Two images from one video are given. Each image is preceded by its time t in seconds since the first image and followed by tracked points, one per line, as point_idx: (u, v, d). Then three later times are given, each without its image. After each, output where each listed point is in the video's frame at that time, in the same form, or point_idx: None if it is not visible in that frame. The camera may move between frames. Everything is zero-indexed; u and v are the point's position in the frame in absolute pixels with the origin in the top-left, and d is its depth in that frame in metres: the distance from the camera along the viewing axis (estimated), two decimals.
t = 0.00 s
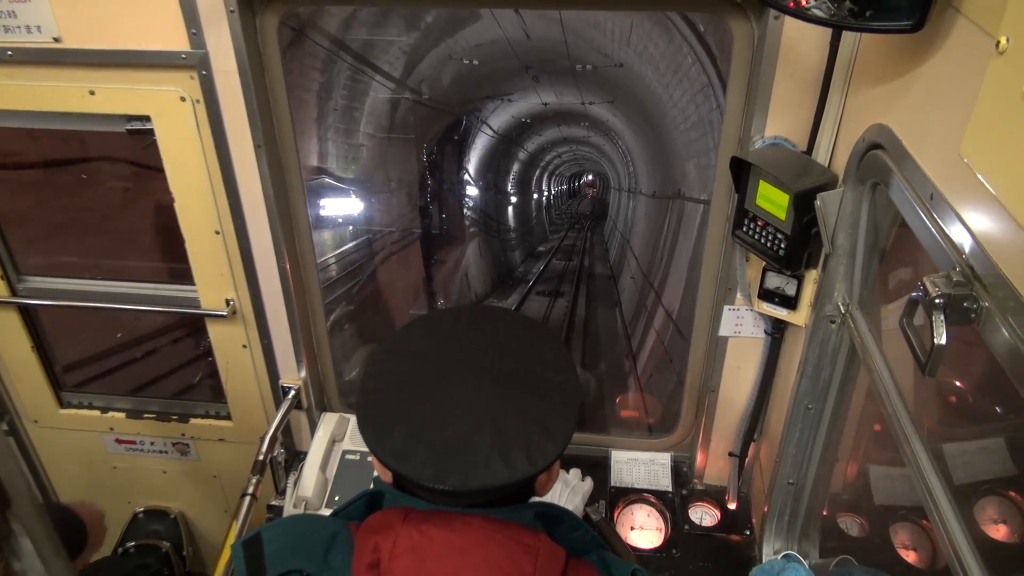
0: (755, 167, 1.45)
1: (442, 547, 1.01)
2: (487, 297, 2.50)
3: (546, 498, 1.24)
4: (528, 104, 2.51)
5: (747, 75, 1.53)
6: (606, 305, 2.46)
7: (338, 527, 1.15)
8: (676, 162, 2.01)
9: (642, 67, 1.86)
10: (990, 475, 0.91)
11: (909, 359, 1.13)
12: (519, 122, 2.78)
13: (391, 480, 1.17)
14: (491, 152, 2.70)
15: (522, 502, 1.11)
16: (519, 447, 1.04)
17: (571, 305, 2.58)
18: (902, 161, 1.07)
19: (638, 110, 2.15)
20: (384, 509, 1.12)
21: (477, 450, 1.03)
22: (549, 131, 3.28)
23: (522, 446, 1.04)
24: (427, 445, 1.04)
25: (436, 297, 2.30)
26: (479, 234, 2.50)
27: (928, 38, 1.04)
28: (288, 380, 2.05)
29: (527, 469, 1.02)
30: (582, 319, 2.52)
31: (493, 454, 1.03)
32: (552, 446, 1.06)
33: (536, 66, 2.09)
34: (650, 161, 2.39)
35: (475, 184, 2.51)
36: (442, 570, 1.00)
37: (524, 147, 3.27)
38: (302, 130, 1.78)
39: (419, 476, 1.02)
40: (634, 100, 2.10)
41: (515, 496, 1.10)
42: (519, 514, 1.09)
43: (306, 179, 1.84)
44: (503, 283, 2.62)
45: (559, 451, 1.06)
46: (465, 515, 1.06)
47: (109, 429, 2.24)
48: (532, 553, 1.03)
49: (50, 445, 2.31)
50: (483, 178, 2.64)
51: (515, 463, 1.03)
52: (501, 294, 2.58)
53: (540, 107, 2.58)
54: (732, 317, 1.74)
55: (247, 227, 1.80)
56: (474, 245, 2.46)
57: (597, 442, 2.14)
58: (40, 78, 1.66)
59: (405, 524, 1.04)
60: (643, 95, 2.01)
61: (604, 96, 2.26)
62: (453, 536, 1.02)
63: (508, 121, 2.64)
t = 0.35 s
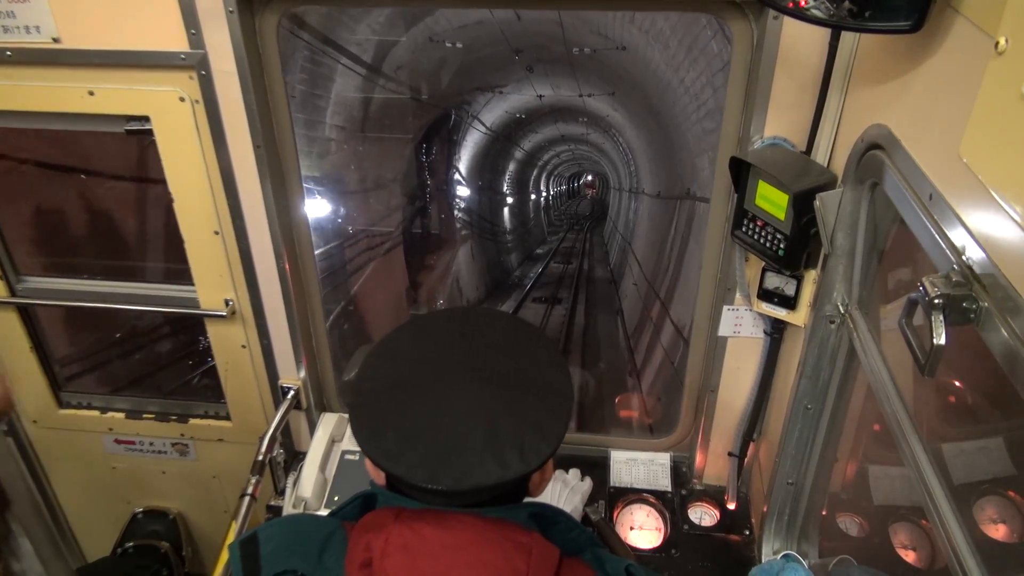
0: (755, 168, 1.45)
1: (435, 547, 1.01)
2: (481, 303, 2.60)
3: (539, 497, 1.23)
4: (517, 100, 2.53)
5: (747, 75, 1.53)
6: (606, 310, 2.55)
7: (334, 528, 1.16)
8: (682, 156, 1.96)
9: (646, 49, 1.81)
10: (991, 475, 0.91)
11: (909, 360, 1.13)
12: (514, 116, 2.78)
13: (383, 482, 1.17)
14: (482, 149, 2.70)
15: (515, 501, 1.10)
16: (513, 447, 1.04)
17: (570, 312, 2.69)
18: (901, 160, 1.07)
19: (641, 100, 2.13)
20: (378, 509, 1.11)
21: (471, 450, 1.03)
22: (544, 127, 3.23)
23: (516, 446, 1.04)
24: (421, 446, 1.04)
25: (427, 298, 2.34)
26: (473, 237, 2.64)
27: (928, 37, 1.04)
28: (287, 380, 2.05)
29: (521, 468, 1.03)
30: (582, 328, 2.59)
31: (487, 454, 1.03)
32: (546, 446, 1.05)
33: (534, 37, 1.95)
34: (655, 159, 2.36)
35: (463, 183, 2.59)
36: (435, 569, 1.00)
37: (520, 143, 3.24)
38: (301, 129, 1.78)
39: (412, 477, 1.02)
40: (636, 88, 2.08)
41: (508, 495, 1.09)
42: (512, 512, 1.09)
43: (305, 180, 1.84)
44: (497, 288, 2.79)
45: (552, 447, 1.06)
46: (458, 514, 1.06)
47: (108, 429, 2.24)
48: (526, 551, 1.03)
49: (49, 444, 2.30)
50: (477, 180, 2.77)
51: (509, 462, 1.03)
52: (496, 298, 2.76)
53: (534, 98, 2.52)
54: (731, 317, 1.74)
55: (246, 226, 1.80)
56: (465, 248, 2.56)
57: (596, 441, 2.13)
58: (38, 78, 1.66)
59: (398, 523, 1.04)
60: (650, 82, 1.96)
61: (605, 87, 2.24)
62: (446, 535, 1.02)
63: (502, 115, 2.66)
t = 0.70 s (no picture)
0: (750, 168, 1.46)
1: (429, 547, 1.02)
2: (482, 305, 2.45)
3: (534, 499, 1.25)
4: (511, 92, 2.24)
5: (742, 75, 1.53)
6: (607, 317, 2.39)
7: (327, 530, 1.16)
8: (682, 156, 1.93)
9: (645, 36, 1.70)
10: (986, 473, 0.91)
11: (904, 360, 1.14)
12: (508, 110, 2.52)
13: (380, 481, 1.16)
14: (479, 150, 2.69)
15: (511, 503, 1.10)
16: (506, 448, 1.04)
17: (568, 321, 2.50)
18: (895, 160, 1.07)
19: (649, 91, 1.87)
20: (373, 509, 1.11)
21: (464, 451, 1.03)
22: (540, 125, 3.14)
23: (509, 447, 1.04)
24: (413, 447, 1.04)
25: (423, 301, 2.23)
26: (467, 240, 2.33)
27: (920, 37, 1.04)
28: (285, 381, 2.06)
29: (512, 469, 1.02)
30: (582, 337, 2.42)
31: (479, 454, 1.03)
32: (539, 447, 1.06)
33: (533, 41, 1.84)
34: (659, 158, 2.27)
35: (459, 183, 2.30)
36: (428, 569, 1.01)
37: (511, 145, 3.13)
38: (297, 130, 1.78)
39: (406, 476, 1.02)
40: (641, 76, 1.83)
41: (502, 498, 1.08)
42: (504, 514, 1.08)
43: (302, 182, 1.84)
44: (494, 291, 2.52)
45: (546, 450, 1.06)
46: (451, 516, 1.06)
47: (107, 431, 2.24)
48: (519, 553, 1.04)
49: (48, 446, 2.31)
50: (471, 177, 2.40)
51: (501, 462, 1.03)
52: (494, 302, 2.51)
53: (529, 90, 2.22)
54: (728, 316, 1.75)
55: (244, 228, 1.81)
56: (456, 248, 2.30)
57: (595, 441, 2.15)
58: (36, 81, 1.66)
59: (393, 525, 1.05)
60: (658, 68, 1.74)
61: (604, 76, 1.96)
62: (439, 536, 1.03)
63: (495, 110, 2.38)
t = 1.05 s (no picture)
0: (751, 167, 1.46)
1: (420, 548, 1.02)
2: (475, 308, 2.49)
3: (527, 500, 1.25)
4: (503, 86, 2.38)
5: (744, 75, 1.53)
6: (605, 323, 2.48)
7: (319, 532, 1.16)
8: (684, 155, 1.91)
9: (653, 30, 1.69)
10: (989, 473, 0.91)
11: (905, 360, 1.13)
12: (500, 105, 2.63)
13: (372, 482, 1.17)
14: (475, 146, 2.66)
15: (501, 504, 1.10)
16: (500, 448, 1.04)
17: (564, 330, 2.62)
18: (897, 160, 1.07)
19: (652, 78, 1.93)
20: (365, 510, 1.11)
21: (455, 452, 1.03)
22: (536, 122, 3.10)
23: (502, 449, 1.04)
24: (405, 446, 1.04)
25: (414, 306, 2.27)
26: (457, 244, 2.45)
27: (922, 37, 1.04)
28: (285, 381, 2.05)
29: (502, 470, 1.02)
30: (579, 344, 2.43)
31: (471, 454, 1.03)
32: (531, 449, 1.05)
33: (523, 24, 1.84)
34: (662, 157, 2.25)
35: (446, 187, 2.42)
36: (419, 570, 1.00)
37: (505, 144, 3.13)
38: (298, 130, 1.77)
39: (397, 475, 1.02)
40: (647, 61, 1.86)
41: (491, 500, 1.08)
42: (498, 516, 1.08)
43: (303, 182, 1.84)
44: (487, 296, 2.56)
45: (537, 450, 1.06)
46: (443, 515, 1.05)
47: (107, 431, 2.24)
48: (511, 552, 1.03)
49: (48, 446, 2.30)
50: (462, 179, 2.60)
51: (493, 463, 1.03)
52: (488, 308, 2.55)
53: (522, 82, 2.34)
54: (729, 317, 1.75)
55: (245, 228, 1.80)
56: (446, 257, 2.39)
57: (595, 441, 2.14)
58: (36, 80, 1.66)
59: (383, 525, 1.05)
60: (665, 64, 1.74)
61: (604, 64, 2.02)
62: (431, 537, 1.02)
63: (487, 105, 2.52)
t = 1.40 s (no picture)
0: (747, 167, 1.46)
1: (417, 547, 1.02)
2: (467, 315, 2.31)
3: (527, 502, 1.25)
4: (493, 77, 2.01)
5: (739, 76, 1.53)
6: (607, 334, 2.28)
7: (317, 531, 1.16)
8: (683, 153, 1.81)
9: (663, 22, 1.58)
10: (985, 472, 0.91)
11: (900, 360, 1.14)
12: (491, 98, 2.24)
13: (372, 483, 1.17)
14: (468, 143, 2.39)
15: (502, 504, 1.10)
16: (499, 449, 1.04)
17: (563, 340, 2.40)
18: (891, 160, 1.07)
19: (659, 61, 1.70)
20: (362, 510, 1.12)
21: (455, 452, 1.03)
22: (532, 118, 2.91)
23: (501, 448, 1.05)
24: (404, 446, 1.04)
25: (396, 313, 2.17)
26: (446, 250, 2.22)
27: (915, 37, 1.04)
28: (284, 383, 2.06)
29: (501, 471, 1.03)
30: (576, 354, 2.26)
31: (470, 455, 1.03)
32: (530, 449, 1.06)
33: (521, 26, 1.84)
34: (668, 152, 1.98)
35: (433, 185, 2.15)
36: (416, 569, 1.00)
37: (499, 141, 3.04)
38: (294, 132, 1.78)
39: (395, 475, 1.02)
40: (654, 48, 1.67)
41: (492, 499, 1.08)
42: (498, 515, 1.08)
43: (301, 183, 1.85)
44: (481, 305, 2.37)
45: (537, 452, 1.06)
46: (441, 516, 1.06)
47: (106, 433, 2.25)
48: (509, 552, 1.03)
49: (47, 448, 2.31)
50: (452, 179, 2.26)
51: (492, 464, 1.03)
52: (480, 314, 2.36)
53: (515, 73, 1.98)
54: (726, 317, 1.75)
55: (243, 230, 1.81)
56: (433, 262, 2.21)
57: (593, 443, 2.16)
58: (34, 83, 1.67)
59: (380, 525, 1.05)
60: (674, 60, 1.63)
61: (605, 49, 1.75)
62: (428, 536, 1.03)
63: (476, 98, 2.13)
